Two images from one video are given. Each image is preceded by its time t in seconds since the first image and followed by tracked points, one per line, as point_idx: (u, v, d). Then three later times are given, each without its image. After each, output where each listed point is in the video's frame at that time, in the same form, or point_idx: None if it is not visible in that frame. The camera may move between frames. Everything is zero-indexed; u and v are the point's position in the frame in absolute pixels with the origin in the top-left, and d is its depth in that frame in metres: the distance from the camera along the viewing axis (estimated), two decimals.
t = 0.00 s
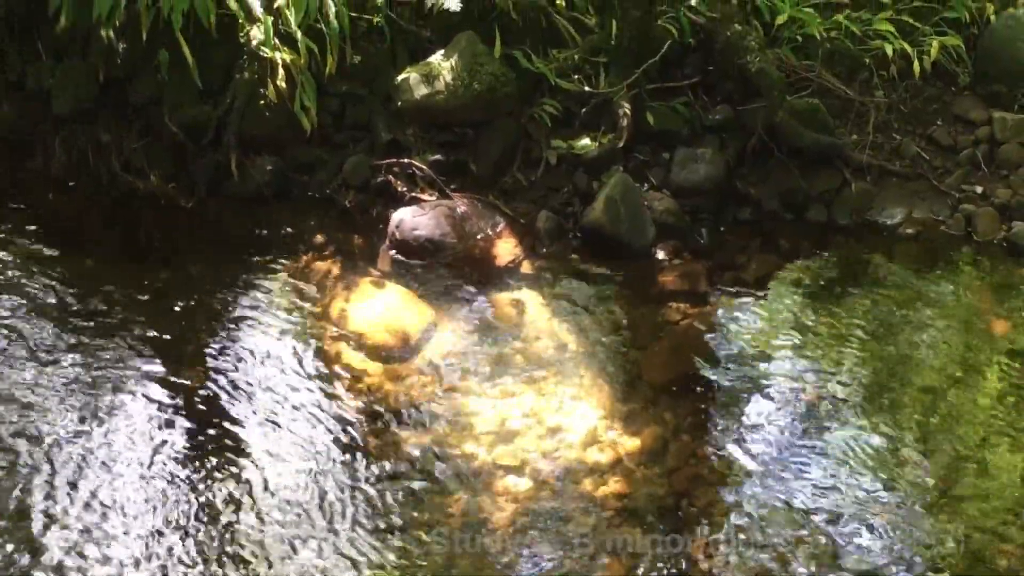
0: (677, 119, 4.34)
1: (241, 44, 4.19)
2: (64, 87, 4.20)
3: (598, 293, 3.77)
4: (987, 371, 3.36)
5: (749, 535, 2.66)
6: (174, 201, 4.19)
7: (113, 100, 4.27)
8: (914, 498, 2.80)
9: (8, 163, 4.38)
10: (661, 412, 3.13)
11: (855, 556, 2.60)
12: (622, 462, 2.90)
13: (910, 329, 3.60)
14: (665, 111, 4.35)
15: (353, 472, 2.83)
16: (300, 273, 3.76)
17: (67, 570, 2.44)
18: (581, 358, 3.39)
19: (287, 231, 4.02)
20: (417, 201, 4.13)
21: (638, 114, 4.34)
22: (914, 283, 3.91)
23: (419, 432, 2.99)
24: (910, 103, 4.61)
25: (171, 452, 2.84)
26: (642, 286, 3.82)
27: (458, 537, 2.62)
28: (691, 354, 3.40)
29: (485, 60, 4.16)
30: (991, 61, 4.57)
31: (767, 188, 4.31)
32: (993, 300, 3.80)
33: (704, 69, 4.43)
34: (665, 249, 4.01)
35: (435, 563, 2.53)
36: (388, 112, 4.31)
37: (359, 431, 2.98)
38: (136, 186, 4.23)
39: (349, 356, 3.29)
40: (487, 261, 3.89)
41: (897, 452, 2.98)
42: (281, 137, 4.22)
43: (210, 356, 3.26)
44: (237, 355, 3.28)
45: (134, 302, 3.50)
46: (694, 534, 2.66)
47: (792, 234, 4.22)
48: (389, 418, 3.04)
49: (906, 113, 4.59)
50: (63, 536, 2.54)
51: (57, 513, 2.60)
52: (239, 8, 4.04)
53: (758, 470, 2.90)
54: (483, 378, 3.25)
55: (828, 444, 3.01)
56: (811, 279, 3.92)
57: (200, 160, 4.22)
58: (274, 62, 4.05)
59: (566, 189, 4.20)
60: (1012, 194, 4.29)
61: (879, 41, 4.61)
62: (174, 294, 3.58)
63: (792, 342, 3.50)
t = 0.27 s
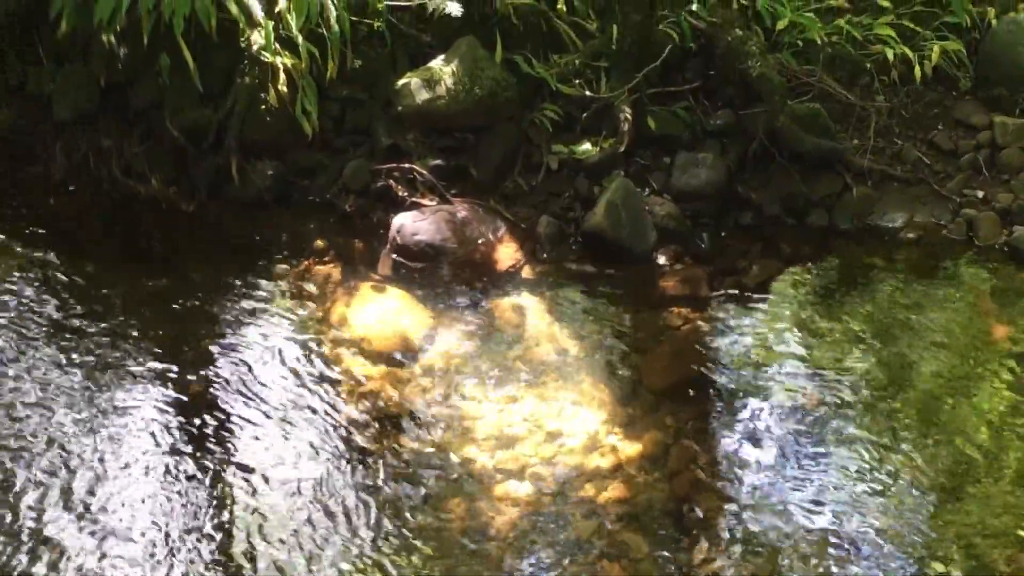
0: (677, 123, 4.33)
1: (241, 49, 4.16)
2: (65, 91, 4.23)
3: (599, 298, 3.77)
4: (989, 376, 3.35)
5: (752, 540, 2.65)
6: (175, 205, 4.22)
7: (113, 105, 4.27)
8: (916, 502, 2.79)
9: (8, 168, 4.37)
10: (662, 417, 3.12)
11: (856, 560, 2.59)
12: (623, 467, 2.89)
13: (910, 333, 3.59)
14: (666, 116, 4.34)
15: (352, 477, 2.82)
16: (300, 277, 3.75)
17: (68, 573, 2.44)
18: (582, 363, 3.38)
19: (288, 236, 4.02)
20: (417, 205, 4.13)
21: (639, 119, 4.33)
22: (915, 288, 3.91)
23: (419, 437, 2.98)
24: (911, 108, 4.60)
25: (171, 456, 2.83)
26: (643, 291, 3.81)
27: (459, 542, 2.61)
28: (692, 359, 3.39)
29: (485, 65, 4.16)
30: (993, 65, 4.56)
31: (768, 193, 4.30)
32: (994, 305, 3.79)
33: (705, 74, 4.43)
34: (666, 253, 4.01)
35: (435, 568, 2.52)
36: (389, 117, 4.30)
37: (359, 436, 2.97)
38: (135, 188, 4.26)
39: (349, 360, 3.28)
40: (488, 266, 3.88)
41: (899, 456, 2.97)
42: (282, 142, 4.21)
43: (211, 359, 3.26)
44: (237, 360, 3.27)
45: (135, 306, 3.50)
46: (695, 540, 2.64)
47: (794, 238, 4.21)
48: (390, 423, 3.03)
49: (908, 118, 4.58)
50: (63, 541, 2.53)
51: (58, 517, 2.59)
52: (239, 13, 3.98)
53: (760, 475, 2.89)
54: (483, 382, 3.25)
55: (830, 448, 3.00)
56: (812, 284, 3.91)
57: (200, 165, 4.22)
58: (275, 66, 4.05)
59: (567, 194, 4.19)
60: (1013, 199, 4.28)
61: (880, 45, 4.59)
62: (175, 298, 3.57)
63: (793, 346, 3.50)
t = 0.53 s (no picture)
0: (678, 128, 4.34)
1: (242, 54, 4.18)
2: (65, 94, 4.29)
3: (600, 302, 3.76)
4: (991, 381, 3.34)
5: (753, 546, 2.64)
6: (177, 210, 4.18)
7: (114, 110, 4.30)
8: (918, 507, 2.78)
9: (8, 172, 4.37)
10: (663, 421, 3.11)
11: (858, 566, 2.58)
12: (624, 472, 2.88)
13: (911, 338, 3.59)
14: (667, 121, 4.34)
15: (353, 482, 2.81)
16: (301, 282, 3.75)
17: None
18: (583, 368, 3.37)
19: (289, 241, 4.01)
20: (418, 210, 4.13)
21: (640, 124, 4.33)
22: (915, 292, 3.90)
23: (420, 443, 2.98)
24: (912, 112, 4.60)
25: (173, 461, 2.83)
26: (644, 295, 3.81)
27: (459, 547, 2.60)
28: (694, 363, 3.39)
29: (486, 70, 4.16)
30: (993, 70, 4.56)
31: (769, 197, 4.30)
32: (996, 309, 3.78)
33: (706, 78, 4.43)
34: (667, 258, 4.00)
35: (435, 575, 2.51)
36: (389, 122, 4.30)
37: (361, 441, 2.97)
38: (136, 194, 4.23)
39: (351, 366, 3.28)
40: (489, 270, 3.87)
41: (901, 461, 2.96)
42: (283, 147, 4.21)
43: (212, 364, 3.25)
44: (239, 365, 3.27)
45: (136, 311, 3.49)
46: (697, 545, 2.63)
47: (795, 243, 4.21)
48: (391, 428, 3.02)
49: (908, 122, 4.58)
50: (65, 547, 2.52)
51: (60, 523, 2.59)
52: (242, 19, 4.05)
53: (761, 479, 2.88)
54: (484, 387, 3.24)
55: (832, 453, 2.99)
56: (813, 289, 3.90)
57: (201, 170, 4.22)
58: (275, 71, 4.06)
59: (568, 199, 4.19)
60: (1014, 203, 4.28)
61: (880, 49, 4.60)
62: (175, 303, 3.56)
63: (795, 351, 3.49)
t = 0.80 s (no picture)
0: (680, 133, 4.33)
1: (244, 59, 4.19)
2: (67, 98, 4.24)
3: (603, 307, 3.75)
4: (994, 385, 3.34)
5: (758, 552, 2.63)
6: (179, 215, 4.16)
7: (117, 115, 4.28)
8: (921, 512, 2.77)
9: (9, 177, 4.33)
10: (665, 426, 3.11)
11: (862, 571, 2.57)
12: (627, 477, 2.87)
13: (914, 343, 3.58)
14: (669, 126, 4.34)
15: (355, 487, 2.80)
16: (304, 287, 3.74)
17: None
18: (586, 373, 3.37)
19: (292, 246, 4.01)
20: (421, 216, 4.11)
21: (642, 129, 4.33)
22: (918, 297, 3.90)
23: (422, 448, 2.97)
24: (914, 117, 4.59)
25: (176, 467, 2.81)
26: (646, 300, 3.80)
27: (462, 553, 2.58)
28: (696, 368, 3.38)
29: (488, 75, 4.16)
30: (996, 75, 4.56)
31: (771, 202, 4.31)
32: (998, 314, 3.77)
33: (708, 83, 4.42)
34: (669, 263, 4.00)
35: None
36: (392, 127, 4.30)
37: (363, 446, 2.96)
38: (138, 199, 4.21)
39: (353, 371, 3.27)
40: (491, 276, 3.87)
41: (903, 465, 2.95)
42: (285, 152, 4.20)
43: (215, 369, 3.25)
44: (241, 369, 3.26)
45: (138, 317, 3.48)
46: (701, 550, 2.62)
47: (797, 248, 4.20)
48: (393, 433, 3.01)
49: (911, 127, 4.58)
50: (67, 552, 2.50)
51: (62, 528, 2.57)
52: (243, 24, 4.08)
53: (764, 484, 2.87)
54: (487, 392, 3.23)
55: (835, 457, 2.98)
56: (816, 294, 3.89)
57: (203, 175, 4.22)
58: (277, 76, 4.07)
59: (570, 204, 4.19)
60: (1016, 208, 4.28)
61: (882, 54, 4.59)
62: (178, 308, 3.55)
63: (798, 356, 3.48)
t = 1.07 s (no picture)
0: (682, 139, 4.34)
1: (246, 65, 4.19)
2: (70, 104, 4.28)
3: (605, 313, 3.74)
4: (998, 392, 3.32)
5: (760, 559, 2.62)
6: (181, 221, 4.14)
7: (118, 120, 4.33)
8: (925, 518, 2.76)
9: (11, 184, 4.30)
10: (667, 432, 3.09)
11: None
12: (629, 483, 2.86)
13: (916, 349, 3.56)
14: (671, 132, 4.34)
15: (357, 493, 2.79)
16: (306, 293, 3.74)
17: None
18: (588, 379, 3.36)
19: (293, 252, 4.00)
20: (422, 222, 4.11)
21: (644, 134, 4.32)
22: (920, 302, 3.89)
23: (424, 454, 2.96)
24: (916, 123, 4.58)
25: (177, 474, 2.80)
26: (648, 306, 3.79)
27: (463, 560, 2.57)
28: (698, 374, 3.37)
29: (490, 81, 4.17)
30: (998, 80, 4.55)
31: (773, 208, 4.30)
32: (1001, 320, 3.76)
33: (710, 89, 4.42)
34: (671, 269, 3.99)
35: None
36: (394, 133, 4.29)
37: (365, 452, 2.95)
38: (141, 208, 4.18)
39: (355, 377, 3.26)
40: (493, 281, 3.86)
41: (907, 472, 2.94)
42: (287, 159, 4.20)
43: (217, 374, 3.24)
44: (243, 375, 3.26)
45: (141, 324, 3.47)
46: (704, 557, 2.61)
47: (799, 254, 4.20)
48: (395, 439, 3.00)
49: (913, 133, 4.57)
50: (68, 561, 2.49)
51: (62, 537, 2.56)
52: (245, 30, 4.08)
53: (767, 491, 2.86)
54: (489, 399, 3.22)
55: (839, 464, 2.97)
56: (818, 300, 3.88)
57: (205, 182, 4.21)
58: (279, 82, 4.08)
59: (572, 209, 4.18)
60: (1019, 214, 4.27)
61: (884, 60, 4.59)
62: (181, 314, 3.54)
63: (800, 361, 3.47)
